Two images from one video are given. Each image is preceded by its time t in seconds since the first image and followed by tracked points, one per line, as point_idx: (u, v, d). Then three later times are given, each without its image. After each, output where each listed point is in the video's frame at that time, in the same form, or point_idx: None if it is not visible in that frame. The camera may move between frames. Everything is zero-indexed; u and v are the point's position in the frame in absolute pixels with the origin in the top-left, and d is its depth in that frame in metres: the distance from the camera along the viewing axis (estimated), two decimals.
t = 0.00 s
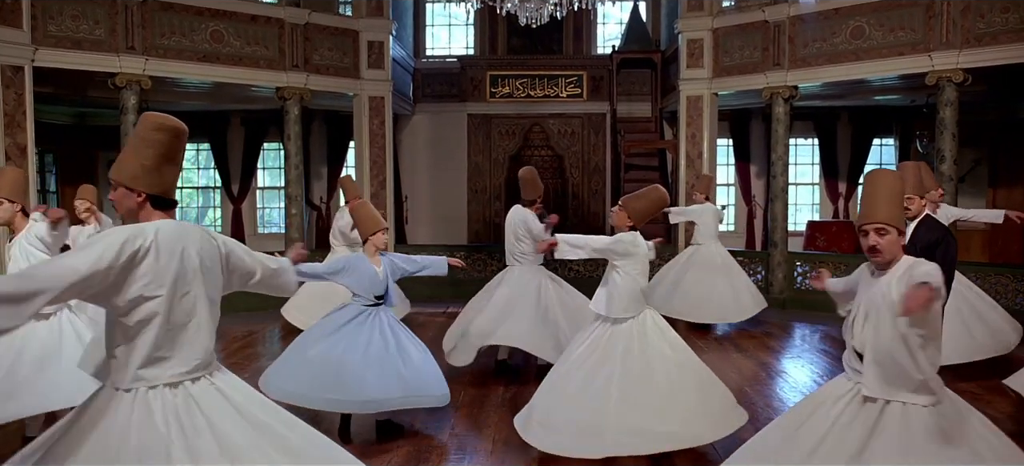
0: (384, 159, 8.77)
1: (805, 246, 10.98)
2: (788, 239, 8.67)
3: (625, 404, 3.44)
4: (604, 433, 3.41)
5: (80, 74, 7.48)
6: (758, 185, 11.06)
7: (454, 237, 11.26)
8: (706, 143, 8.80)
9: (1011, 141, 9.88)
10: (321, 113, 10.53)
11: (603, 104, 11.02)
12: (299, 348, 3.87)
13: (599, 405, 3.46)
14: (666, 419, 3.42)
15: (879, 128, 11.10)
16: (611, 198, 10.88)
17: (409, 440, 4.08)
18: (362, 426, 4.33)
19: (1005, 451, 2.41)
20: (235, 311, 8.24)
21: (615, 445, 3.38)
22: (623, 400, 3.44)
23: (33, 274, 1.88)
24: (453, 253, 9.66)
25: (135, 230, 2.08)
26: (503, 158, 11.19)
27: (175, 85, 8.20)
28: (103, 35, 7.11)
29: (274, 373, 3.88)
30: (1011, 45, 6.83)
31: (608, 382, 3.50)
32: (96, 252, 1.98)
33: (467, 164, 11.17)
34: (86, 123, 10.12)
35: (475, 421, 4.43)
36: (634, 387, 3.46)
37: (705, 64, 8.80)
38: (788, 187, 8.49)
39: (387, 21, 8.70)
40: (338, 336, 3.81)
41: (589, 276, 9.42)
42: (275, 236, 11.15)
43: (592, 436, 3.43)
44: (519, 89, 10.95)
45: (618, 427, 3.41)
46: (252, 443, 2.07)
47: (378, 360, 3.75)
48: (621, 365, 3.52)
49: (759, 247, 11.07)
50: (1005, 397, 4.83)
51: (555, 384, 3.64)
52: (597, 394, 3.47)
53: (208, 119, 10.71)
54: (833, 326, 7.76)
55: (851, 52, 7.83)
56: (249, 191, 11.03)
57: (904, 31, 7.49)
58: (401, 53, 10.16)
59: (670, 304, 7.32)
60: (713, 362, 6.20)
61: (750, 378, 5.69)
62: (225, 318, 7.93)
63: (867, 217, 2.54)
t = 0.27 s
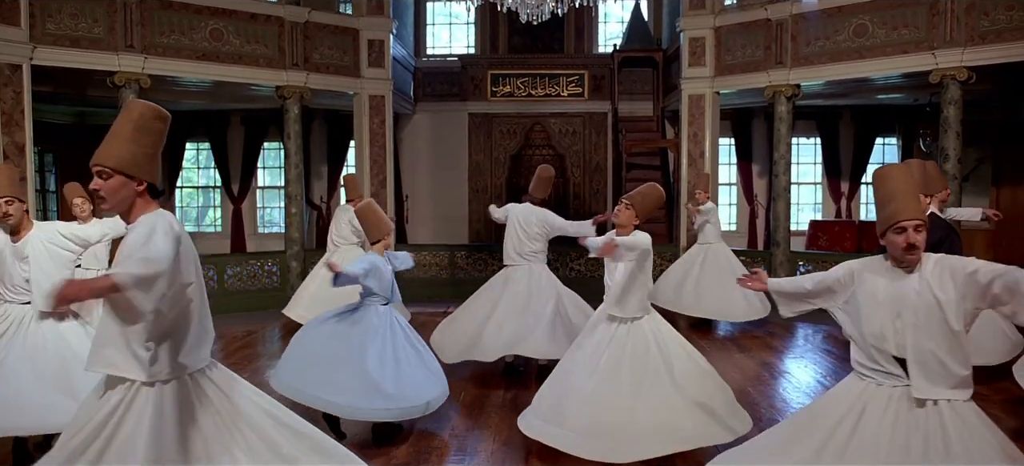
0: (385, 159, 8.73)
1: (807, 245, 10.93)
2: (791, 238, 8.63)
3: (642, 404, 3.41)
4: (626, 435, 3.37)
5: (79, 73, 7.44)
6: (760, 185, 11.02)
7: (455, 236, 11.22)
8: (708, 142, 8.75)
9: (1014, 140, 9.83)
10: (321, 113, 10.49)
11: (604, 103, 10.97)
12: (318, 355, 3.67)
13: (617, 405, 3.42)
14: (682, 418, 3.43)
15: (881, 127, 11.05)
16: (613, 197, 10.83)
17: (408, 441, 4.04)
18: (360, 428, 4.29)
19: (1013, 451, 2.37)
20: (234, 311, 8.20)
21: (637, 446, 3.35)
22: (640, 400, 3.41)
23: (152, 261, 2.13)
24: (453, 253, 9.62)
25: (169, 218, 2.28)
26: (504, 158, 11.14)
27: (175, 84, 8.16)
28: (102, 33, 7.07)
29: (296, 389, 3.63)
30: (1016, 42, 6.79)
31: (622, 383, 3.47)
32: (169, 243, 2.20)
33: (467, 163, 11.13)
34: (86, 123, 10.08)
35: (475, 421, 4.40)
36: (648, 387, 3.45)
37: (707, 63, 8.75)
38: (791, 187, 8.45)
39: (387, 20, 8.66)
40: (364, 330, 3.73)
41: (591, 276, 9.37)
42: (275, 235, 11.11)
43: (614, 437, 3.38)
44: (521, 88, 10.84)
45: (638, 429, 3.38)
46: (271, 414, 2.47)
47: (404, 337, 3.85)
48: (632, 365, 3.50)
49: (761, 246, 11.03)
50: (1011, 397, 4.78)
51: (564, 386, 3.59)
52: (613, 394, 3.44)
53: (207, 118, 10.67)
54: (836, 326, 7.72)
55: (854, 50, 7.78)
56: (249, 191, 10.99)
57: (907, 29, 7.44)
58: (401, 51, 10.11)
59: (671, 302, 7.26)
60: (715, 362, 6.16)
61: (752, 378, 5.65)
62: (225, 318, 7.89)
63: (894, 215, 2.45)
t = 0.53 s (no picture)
0: (386, 157, 8.69)
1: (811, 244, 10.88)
2: (794, 237, 8.58)
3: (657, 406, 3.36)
4: (639, 435, 3.31)
5: (79, 71, 7.41)
6: (763, 184, 10.96)
7: (456, 236, 11.17)
8: (711, 141, 8.69)
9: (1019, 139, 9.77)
10: (323, 111, 10.45)
11: (607, 102, 10.92)
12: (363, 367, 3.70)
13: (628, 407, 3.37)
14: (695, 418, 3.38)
15: (885, 126, 11.00)
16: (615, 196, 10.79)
17: (409, 441, 4.01)
18: (361, 428, 4.26)
19: None
20: (235, 310, 8.17)
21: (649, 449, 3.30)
22: (653, 401, 3.36)
23: (251, 250, 2.31)
24: (455, 252, 9.58)
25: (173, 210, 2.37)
26: (506, 157, 11.09)
27: (175, 82, 8.12)
28: (102, 31, 7.04)
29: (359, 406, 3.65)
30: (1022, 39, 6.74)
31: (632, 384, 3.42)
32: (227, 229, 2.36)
33: (469, 162, 11.08)
34: (87, 121, 10.04)
35: (477, 422, 4.36)
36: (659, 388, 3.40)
37: (711, 61, 8.70)
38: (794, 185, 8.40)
39: (389, 18, 8.62)
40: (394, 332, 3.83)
41: (593, 276, 9.33)
42: (276, 235, 11.07)
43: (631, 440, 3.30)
44: (523, 86, 10.82)
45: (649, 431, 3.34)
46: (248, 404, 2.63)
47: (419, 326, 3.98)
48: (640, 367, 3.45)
49: (764, 246, 10.98)
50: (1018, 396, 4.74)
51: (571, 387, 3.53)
52: (637, 396, 3.37)
53: (208, 117, 10.63)
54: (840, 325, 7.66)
55: (858, 48, 7.73)
56: (250, 190, 10.95)
57: (912, 26, 7.38)
58: (403, 50, 10.07)
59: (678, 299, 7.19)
60: (719, 361, 6.12)
61: (756, 377, 5.61)
62: (226, 317, 7.86)
63: (944, 212, 2.40)
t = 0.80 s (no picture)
0: (388, 156, 8.65)
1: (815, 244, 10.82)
2: (799, 236, 8.53)
3: (658, 399, 3.27)
4: (669, 437, 3.20)
5: (80, 70, 7.39)
6: (767, 183, 10.91)
7: (459, 235, 11.13)
8: (715, 140, 8.65)
9: None
10: (325, 111, 10.42)
11: (610, 101, 10.88)
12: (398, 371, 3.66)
13: (628, 400, 3.27)
14: (700, 413, 3.27)
15: (890, 125, 10.95)
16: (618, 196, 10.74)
17: (410, 443, 3.97)
18: (361, 429, 4.22)
19: None
20: (237, 310, 8.13)
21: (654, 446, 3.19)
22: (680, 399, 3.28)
23: (298, 244, 2.53)
24: (457, 252, 9.54)
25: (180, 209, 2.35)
26: (509, 156, 11.05)
27: (177, 81, 8.09)
28: (103, 30, 7.02)
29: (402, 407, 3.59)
30: None
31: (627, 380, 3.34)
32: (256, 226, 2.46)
33: (472, 161, 11.04)
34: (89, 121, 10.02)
35: (479, 422, 4.32)
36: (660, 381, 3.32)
37: (714, 59, 8.65)
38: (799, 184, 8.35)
39: (391, 16, 8.59)
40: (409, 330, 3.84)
41: (597, 276, 9.28)
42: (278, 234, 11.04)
43: (629, 433, 3.20)
44: (526, 86, 10.82)
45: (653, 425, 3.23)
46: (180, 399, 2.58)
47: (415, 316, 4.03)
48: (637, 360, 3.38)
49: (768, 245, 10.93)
50: None
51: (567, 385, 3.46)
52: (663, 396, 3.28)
53: (211, 117, 10.61)
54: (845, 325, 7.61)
55: (863, 46, 7.68)
56: (253, 189, 10.92)
57: (917, 24, 7.33)
58: (405, 49, 10.04)
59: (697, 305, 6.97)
60: (723, 362, 6.07)
61: (760, 377, 5.56)
62: (227, 317, 7.83)
63: (987, 213, 2.45)
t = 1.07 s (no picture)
0: (392, 155, 8.62)
1: (821, 243, 10.77)
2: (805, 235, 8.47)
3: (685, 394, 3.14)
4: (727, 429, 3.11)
5: (83, 68, 7.37)
6: (772, 182, 10.86)
7: (462, 234, 11.10)
8: (720, 138, 8.59)
9: None
10: (328, 110, 10.39)
11: (614, 99, 10.83)
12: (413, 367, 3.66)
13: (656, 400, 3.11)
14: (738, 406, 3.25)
15: (896, 124, 10.88)
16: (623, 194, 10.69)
17: (413, 443, 3.93)
18: (364, 429, 4.18)
19: None
20: (240, 309, 8.11)
21: (639, 447, 3.02)
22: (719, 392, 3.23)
23: (284, 239, 2.49)
24: (461, 251, 9.50)
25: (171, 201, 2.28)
26: (513, 155, 11.01)
27: (180, 79, 8.06)
28: (105, 28, 6.99)
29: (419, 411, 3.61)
30: None
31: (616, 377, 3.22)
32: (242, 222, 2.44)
33: (476, 160, 11.00)
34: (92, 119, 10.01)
35: (483, 422, 4.27)
36: (653, 380, 3.17)
37: (720, 57, 8.59)
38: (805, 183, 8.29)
39: (394, 14, 8.55)
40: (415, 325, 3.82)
41: (601, 275, 9.24)
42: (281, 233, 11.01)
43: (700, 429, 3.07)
44: (530, 84, 10.68)
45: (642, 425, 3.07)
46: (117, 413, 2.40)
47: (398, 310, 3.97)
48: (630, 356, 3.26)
49: (773, 245, 10.88)
50: None
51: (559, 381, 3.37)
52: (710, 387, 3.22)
53: (214, 116, 10.59)
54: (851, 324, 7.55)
55: (870, 43, 7.61)
56: (256, 188, 10.90)
57: (925, 21, 7.26)
58: (408, 47, 10.00)
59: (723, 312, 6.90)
60: (729, 361, 6.03)
61: (766, 377, 5.52)
62: (230, 316, 7.80)
63: None
